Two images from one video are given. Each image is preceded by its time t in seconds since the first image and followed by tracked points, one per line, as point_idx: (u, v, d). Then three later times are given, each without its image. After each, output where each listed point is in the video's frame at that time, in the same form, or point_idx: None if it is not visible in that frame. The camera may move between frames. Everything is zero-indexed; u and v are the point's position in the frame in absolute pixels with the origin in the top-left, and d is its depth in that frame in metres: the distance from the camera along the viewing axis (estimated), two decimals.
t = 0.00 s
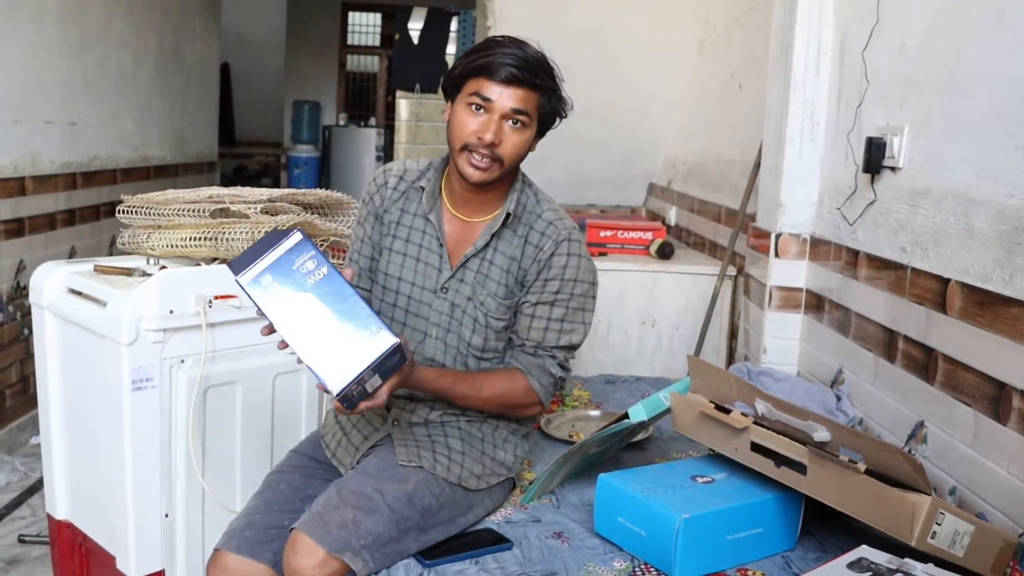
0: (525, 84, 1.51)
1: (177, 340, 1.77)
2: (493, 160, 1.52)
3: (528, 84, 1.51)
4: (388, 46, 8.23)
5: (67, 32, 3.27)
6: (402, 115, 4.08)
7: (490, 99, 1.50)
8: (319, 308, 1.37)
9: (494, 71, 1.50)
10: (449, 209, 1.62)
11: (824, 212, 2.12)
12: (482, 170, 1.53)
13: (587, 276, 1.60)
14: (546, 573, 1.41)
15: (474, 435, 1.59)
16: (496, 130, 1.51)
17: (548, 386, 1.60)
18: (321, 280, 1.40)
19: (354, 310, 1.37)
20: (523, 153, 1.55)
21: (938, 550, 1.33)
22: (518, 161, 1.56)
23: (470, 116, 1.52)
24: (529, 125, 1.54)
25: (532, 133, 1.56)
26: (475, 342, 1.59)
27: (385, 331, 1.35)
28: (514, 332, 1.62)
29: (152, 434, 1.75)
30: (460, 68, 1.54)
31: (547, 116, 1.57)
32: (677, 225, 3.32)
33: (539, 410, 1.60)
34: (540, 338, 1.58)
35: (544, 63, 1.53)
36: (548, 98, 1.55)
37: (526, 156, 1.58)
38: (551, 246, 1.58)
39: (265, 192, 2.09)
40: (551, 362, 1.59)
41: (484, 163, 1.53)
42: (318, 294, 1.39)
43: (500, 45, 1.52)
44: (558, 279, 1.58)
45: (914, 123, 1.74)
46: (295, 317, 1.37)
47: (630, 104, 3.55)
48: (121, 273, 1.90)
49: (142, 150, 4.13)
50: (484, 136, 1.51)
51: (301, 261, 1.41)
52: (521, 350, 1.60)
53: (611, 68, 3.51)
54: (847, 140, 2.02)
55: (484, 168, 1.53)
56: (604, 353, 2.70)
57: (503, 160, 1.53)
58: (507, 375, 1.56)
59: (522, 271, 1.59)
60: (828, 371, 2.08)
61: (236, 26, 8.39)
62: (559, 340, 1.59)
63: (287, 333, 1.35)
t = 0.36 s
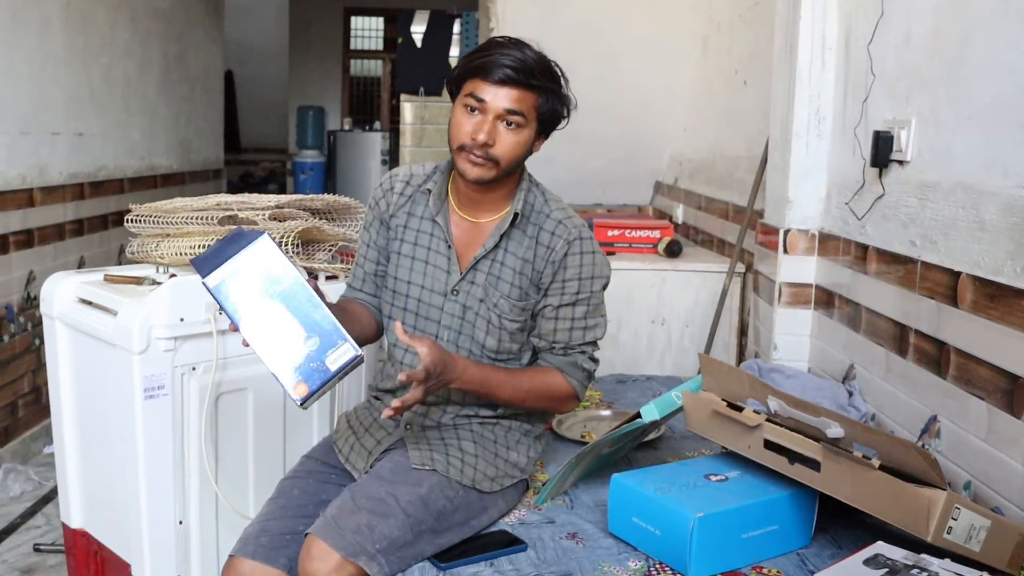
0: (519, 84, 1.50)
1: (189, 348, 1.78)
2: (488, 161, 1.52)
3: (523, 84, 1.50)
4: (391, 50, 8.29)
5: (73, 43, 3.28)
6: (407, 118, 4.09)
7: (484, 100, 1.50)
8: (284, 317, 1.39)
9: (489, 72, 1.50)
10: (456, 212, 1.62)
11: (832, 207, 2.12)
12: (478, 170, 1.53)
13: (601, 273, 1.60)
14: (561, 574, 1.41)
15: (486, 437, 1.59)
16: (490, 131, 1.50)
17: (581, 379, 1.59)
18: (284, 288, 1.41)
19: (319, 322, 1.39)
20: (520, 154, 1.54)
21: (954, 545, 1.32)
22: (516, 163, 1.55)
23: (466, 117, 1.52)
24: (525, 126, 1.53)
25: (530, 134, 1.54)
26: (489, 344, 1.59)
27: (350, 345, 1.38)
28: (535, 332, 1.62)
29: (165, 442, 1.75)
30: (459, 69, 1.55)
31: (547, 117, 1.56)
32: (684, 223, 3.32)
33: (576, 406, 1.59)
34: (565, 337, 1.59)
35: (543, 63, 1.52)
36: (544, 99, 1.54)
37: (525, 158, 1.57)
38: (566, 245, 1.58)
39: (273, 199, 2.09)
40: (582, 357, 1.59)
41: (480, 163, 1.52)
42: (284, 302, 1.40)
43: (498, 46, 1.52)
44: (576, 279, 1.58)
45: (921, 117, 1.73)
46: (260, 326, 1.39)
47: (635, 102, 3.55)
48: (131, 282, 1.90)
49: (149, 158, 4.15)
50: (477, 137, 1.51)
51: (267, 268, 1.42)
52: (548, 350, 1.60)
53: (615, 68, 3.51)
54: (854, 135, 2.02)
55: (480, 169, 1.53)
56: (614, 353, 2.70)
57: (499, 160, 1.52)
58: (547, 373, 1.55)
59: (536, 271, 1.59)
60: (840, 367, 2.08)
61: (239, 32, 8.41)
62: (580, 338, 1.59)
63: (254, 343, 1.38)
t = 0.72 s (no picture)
0: (489, 85, 1.48)
1: (198, 346, 1.78)
2: (467, 164, 1.52)
3: (493, 85, 1.48)
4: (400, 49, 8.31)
5: (83, 42, 3.29)
6: (416, 118, 4.09)
7: (457, 105, 1.50)
8: (284, 346, 1.39)
9: (461, 76, 1.49)
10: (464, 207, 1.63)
11: (841, 206, 2.12)
12: (463, 173, 1.54)
13: (608, 268, 1.60)
14: (569, 573, 1.41)
15: (495, 435, 1.59)
16: (464, 134, 1.50)
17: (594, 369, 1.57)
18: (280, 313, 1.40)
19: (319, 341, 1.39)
20: (504, 154, 1.53)
21: (963, 545, 1.32)
22: (501, 162, 1.54)
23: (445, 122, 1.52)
24: (501, 126, 1.50)
25: (511, 132, 1.52)
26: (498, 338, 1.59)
27: (352, 361, 1.37)
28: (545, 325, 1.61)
29: (173, 440, 1.76)
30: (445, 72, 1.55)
31: (528, 114, 1.53)
32: (693, 223, 3.31)
33: (585, 403, 1.55)
34: (574, 330, 1.57)
35: (515, 60, 1.49)
36: (520, 96, 1.50)
37: (513, 155, 1.55)
38: (575, 241, 1.59)
39: (283, 198, 2.09)
40: (594, 349, 1.58)
41: (462, 167, 1.53)
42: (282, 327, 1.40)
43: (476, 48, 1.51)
44: (584, 273, 1.58)
45: (931, 115, 1.73)
46: (263, 355, 1.38)
47: (643, 102, 3.55)
48: (141, 281, 1.91)
49: (158, 158, 4.16)
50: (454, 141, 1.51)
51: (260, 295, 1.41)
52: (558, 344, 1.58)
53: (624, 68, 3.52)
54: (864, 134, 2.01)
55: (464, 172, 1.54)
56: (623, 352, 2.70)
57: (479, 162, 1.52)
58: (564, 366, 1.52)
59: (546, 266, 1.60)
60: (849, 367, 2.07)
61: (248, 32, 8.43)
62: (589, 331, 1.57)
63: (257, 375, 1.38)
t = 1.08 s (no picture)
0: (521, 76, 1.51)
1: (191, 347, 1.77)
2: (497, 155, 1.53)
3: (523, 76, 1.51)
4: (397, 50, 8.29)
5: (79, 41, 3.29)
6: (413, 118, 4.09)
7: (488, 96, 1.51)
8: (259, 391, 1.37)
9: (491, 68, 1.50)
10: (453, 208, 1.62)
11: (835, 209, 2.12)
12: (488, 166, 1.53)
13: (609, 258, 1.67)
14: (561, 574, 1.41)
15: (488, 435, 1.59)
16: (498, 125, 1.51)
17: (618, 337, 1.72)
18: (249, 358, 1.38)
19: (291, 379, 1.36)
20: (528, 145, 1.56)
21: (956, 548, 1.32)
22: (523, 154, 1.56)
23: (470, 114, 1.52)
24: (530, 117, 1.54)
25: (535, 124, 1.56)
26: (500, 337, 1.59)
27: (327, 389, 1.35)
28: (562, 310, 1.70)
29: (166, 440, 1.76)
30: (457, 69, 1.55)
31: (547, 107, 1.57)
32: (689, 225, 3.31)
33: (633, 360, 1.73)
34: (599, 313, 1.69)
35: (540, 53, 1.54)
36: (545, 89, 1.55)
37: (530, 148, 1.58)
38: (582, 235, 1.62)
39: (277, 198, 2.10)
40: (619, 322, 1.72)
41: (490, 158, 1.53)
42: (254, 371, 1.37)
43: (492, 41, 1.53)
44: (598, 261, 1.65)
45: (926, 118, 1.73)
46: (241, 404, 1.37)
47: (640, 103, 3.55)
48: (135, 280, 1.91)
49: (154, 157, 4.15)
50: (485, 132, 1.51)
51: (224, 345, 1.38)
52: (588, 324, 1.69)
53: (620, 69, 3.52)
54: (859, 136, 2.01)
55: (490, 164, 1.53)
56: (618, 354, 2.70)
57: (508, 154, 1.53)
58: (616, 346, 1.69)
59: (547, 262, 1.61)
60: (843, 369, 2.07)
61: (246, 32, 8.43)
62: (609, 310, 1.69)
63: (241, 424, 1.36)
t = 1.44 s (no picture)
0: (542, 89, 1.48)
1: (187, 343, 1.76)
2: (515, 167, 1.51)
3: (545, 89, 1.49)
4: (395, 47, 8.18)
5: (76, 39, 3.29)
6: (410, 116, 4.11)
7: (509, 109, 1.47)
8: (241, 494, 1.25)
9: (511, 80, 1.47)
10: (458, 204, 1.61)
11: (832, 207, 2.12)
12: (504, 176, 1.52)
13: (614, 243, 1.72)
14: (557, 570, 1.41)
15: (486, 431, 1.59)
16: (518, 139, 1.48)
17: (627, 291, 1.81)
18: (218, 463, 1.25)
19: (262, 467, 1.24)
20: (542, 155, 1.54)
21: (951, 544, 1.32)
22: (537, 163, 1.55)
23: (490, 125, 1.48)
24: (547, 129, 1.52)
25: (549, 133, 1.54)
26: (514, 331, 1.60)
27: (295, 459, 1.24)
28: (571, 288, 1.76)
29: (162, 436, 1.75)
30: (474, 75, 1.50)
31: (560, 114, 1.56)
32: (686, 223, 3.31)
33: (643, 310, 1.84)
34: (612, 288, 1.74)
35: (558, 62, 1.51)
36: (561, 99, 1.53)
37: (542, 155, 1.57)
38: (593, 222, 1.67)
39: (273, 195, 2.11)
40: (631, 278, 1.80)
41: (507, 170, 1.51)
42: (227, 474, 1.25)
43: (512, 49, 1.49)
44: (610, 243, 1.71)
45: (923, 116, 1.73)
46: (234, 508, 1.26)
47: (637, 102, 3.55)
48: (131, 277, 1.90)
49: (151, 155, 4.15)
50: (506, 146, 1.48)
51: (188, 461, 1.25)
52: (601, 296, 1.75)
53: (618, 68, 3.52)
54: (856, 134, 2.01)
55: (507, 175, 1.51)
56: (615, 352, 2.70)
57: (525, 166, 1.51)
58: (634, 304, 1.78)
59: (558, 253, 1.64)
60: (839, 367, 2.07)
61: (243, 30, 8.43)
62: (620, 284, 1.75)
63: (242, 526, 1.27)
